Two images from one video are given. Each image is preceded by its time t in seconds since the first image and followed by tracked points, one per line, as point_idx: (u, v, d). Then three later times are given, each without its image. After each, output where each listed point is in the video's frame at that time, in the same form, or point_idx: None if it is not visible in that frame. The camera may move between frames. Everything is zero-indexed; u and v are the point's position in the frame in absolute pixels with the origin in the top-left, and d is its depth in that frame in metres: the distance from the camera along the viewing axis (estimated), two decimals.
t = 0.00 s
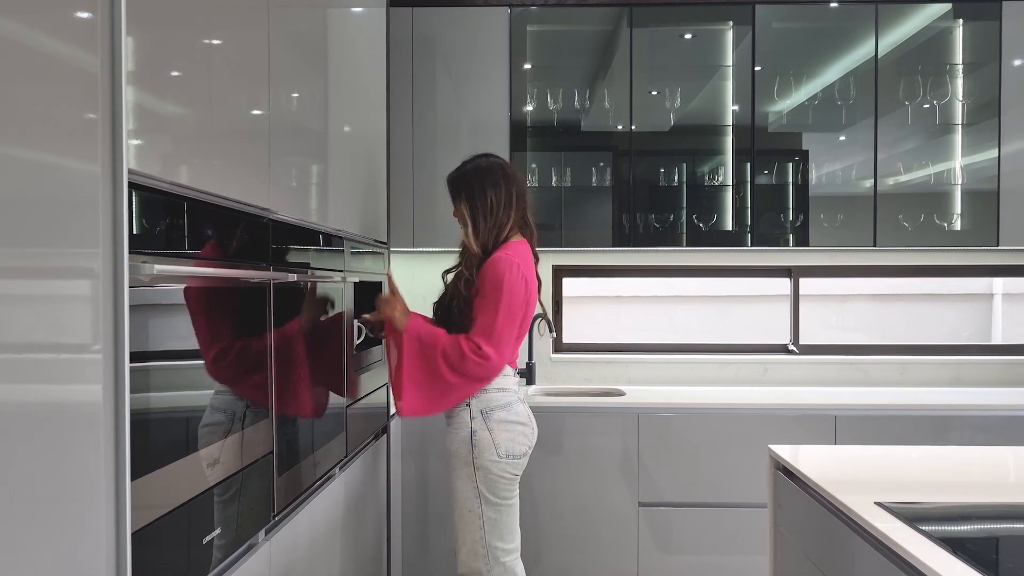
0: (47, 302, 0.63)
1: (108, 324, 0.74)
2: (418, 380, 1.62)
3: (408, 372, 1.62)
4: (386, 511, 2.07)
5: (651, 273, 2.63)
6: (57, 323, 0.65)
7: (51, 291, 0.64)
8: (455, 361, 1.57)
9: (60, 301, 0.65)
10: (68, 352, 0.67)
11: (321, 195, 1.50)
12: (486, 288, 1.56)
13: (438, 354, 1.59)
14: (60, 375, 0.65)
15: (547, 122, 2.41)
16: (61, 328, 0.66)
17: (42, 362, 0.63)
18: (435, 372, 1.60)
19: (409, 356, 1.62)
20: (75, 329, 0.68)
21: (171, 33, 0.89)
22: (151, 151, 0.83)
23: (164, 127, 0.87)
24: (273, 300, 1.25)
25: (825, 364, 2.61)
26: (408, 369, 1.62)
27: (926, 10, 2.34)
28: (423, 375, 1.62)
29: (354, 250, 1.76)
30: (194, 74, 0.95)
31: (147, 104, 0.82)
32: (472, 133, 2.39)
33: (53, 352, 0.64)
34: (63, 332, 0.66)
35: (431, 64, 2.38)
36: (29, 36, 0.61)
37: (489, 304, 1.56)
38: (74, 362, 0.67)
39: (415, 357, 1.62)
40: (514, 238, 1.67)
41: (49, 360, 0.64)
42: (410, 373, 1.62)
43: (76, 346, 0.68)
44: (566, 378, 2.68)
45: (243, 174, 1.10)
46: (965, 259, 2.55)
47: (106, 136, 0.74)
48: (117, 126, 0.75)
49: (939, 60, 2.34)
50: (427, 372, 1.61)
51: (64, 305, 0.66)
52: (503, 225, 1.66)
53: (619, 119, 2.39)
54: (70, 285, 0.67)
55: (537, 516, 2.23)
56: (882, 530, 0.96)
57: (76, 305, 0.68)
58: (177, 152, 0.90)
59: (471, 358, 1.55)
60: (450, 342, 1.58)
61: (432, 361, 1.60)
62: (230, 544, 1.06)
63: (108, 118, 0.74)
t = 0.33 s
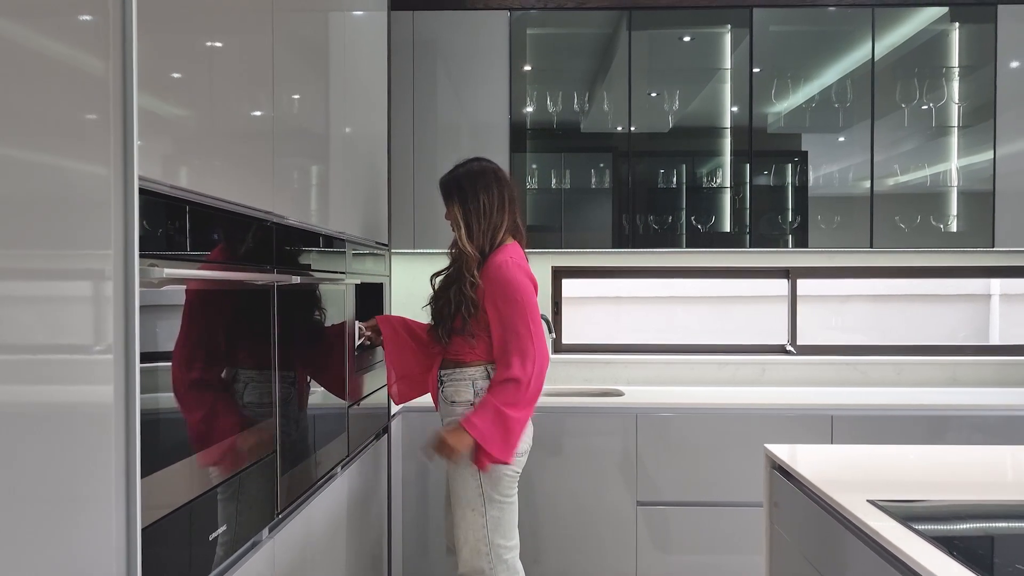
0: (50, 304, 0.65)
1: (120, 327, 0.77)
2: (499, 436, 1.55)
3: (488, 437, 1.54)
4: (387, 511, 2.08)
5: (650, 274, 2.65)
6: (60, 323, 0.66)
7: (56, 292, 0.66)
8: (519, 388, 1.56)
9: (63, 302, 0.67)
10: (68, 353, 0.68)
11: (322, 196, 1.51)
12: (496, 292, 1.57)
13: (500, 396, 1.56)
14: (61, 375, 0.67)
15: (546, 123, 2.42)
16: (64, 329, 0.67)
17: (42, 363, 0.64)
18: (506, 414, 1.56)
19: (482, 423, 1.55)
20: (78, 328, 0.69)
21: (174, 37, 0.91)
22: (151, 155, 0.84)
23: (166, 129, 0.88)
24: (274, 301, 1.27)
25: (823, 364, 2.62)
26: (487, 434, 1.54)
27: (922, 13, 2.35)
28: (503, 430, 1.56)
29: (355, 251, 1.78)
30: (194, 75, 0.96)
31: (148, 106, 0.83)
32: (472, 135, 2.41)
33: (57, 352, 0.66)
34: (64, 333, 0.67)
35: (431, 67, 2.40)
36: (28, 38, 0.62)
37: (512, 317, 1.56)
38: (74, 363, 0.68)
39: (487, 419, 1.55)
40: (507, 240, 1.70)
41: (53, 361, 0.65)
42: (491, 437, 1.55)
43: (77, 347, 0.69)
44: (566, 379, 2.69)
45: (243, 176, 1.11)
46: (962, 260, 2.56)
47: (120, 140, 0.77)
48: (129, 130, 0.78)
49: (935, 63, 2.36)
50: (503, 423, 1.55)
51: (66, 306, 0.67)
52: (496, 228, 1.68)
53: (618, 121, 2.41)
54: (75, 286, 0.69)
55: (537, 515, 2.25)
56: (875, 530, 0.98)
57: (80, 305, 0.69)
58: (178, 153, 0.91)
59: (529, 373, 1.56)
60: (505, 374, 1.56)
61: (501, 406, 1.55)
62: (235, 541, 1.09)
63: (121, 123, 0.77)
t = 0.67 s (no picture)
0: (51, 304, 0.65)
1: (128, 328, 0.79)
2: (527, 442, 1.60)
3: (516, 448, 1.59)
4: (388, 510, 2.10)
5: (649, 275, 2.66)
6: (60, 325, 0.67)
7: (59, 293, 0.66)
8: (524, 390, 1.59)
9: (66, 302, 0.68)
10: (71, 353, 0.69)
11: (324, 197, 1.53)
12: (499, 293, 1.59)
13: (511, 403, 1.59)
14: (63, 376, 0.68)
15: (545, 125, 2.44)
16: (66, 329, 0.68)
17: (47, 364, 0.65)
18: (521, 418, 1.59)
19: (507, 439, 1.58)
20: (77, 330, 0.70)
21: (175, 39, 0.91)
22: (152, 156, 0.85)
23: (168, 130, 0.89)
24: (276, 303, 1.28)
25: (821, 365, 2.63)
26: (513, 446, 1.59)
27: (919, 16, 2.37)
28: (527, 436, 1.60)
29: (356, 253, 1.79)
30: (196, 78, 0.97)
31: (150, 108, 0.84)
32: (473, 137, 2.42)
33: (57, 353, 0.67)
34: (64, 335, 0.68)
35: (432, 69, 2.41)
36: (29, 38, 0.63)
37: (503, 319, 1.58)
38: (78, 364, 0.70)
39: (511, 433, 1.58)
40: (507, 241, 1.73)
41: (53, 362, 0.66)
42: (517, 447, 1.59)
43: (80, 348, 0.70)
44: (566, 379, 2.70)
45: (244, 177, 1.12)
46: (959, 262, 2.57)
47: (127, 142, 0.78)
48: (137, 133, 0.80)
49: (932, 66, 2.37)
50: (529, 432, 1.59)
51: (68, 307, 0.68)
52: (496, 230, 1.70)
53: (617, 123, 2.42)
54: (79, 287, 0.70)
55: (537, 515, 2.26)
56: (869, 528, 0.99)
57: (83, 306, 0.70)
58: (180, 154, 0.92)
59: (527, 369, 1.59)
60: (508, 379, 1.58)
61: (515, 413, 1.59)
62: (238, 538, 1.10)
63: (128, 125, 0.78)
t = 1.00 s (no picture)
0: (56, 304, 0.67)
1: (136, 324, 0.82)
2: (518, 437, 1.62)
3: (506, 443, 1.59)
4: (388, 510, 2.11)
5: (649, 276, 2.67)
6: (61, 324, 0.68)
7: (63, 293, 0.68)
8: (519, 387, 1.60)
9: (67, 302, 0.68)
10: (77, 352, 0.70)
11: (324, 199, 1.54)
12: (501, 293, 1.60)
13: (504, 399, 1.60)
14: (68, 376, 0.69)
15: (545, 127, 2.45)
16: (66, 328, 0.68)
17: (53, 363, 0.66)
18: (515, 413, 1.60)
19: (499, 432, 1.59)
20: (79, 329, 0.71)
21: (176, 41, 0.92)
22: (154, 157, 0.85)
23: (170, 132, 0.90)
24: (279, 304, 1.30)
25: (819, 365, 2.64)
26: (505, 441, 1.59)
27: (917, 19, 2.38)
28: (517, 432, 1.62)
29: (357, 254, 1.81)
30: (197, 80, 0.98)
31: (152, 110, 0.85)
32: (473, 138, 2.43)
33: (58, 353, 0.67)
34: (68, 335, 0.69)
35: (432, 71, 2.42)
36: (29, 39, 0.63)
37: (505, 318, 1.60)
38: (83, 363, 0.71)
39: (504, 427, 1.59)
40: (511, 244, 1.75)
41: (55, 362, 0.67)
42: (508, 442, 1.59)
43: (85, 347, 0.72)
44: (565, 379, 2.72)
45: (246, 179, 1.13)
46: (957, 263, 2.58)
47: (129, 143, 0.80)
48: (144, 136, 0.83)
49: (929, 68, 2.38)
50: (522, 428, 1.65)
51: (70, 306, 0.69)
52: (504, 232, 1.72)
53: (616, 125, 2.43)
54: (83, 287, 0.71)
55: (536, 514, 2.27)
56: (863, 527, 1.01)
57: (86, 306, 0.72)
58: (181, 155, 0.93)
59: (524, 367, 1.61)
60: (505, 376, 1.60)
61: (510, 410, 1.60)
62: (241, 537, 1.12)
63: (128, 126, 0.79)
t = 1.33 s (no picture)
0: (58, 305, 0.68)
1: (139, 325, 0.83)
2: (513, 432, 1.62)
3: (503, 439, 1.61)
4: (389, 509, 2.12)
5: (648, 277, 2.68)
6: (64, 324, 0.69)
7: (65, 294, 0.69)
8: (517, 385, 1.61)
9: (69, 303, 0.69)
10: (79, 352, 0.71)
11: (325, 200, 1.55)
12: (504, 294, 1.62)
13: (503, 396, 1.61)
14: (70, 377, 0.70)
15: (544, 129, 2.46)
16: (68, 329, 0.69)
17: (55, 364, 0.67)
18: (512, 410, 1.61)
19: (497, 429, 1.61)
20: (83, 330, 0.72)
21: (177, 42, 0.93)
22: (157, 159, 0.86)
23: (171, 133, 0.91)
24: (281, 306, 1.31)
25: (818, 366, 2.65)
26: (502, 436, 1.61)
27: (915, 20, 2.39)
28: (513, 426, 1.62)
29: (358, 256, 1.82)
30: (199, 82, 0.99)
31: (154, 111, 0.86)
32: (473, 139, 2.44)
33: (60, 353, 0.68)
34: (70, 336, 0.70)
35: (432, 72, 2.44)
36: (28, 40, 0.64)
37: (507, 319, 1.61)
38: (85, 363, 0.72)
39: (502, 422, 1.61)
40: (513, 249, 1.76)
41: (57, 362, 0.68)
42: (505, 437, 1.61)
43: (88, 348, 0.73)
44: (565, 380, 2.72)
45: (246, 181, 1.14)
46: (955, 264, 2.59)
47: (131, 145, 0.81)
48: (146, 139, 0.84)
49: (926, 70, 2.39)
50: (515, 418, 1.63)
51: (73, 306, 0.70)
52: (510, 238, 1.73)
53: (615, 126, 2.44)
54: (87, 288, 0.72)
55: (536, 514, 2.28)
56: (857, 526, 1.02)
57: (90, 307, 0.73)
58: (183, 157, 0.94)
59: (522, 366, 1.62)
60: (505, 375, 1.61)
61: (507, 407, 1.61)
62: (243, 535, 1.13)
63: (130, 129, 0.80)
